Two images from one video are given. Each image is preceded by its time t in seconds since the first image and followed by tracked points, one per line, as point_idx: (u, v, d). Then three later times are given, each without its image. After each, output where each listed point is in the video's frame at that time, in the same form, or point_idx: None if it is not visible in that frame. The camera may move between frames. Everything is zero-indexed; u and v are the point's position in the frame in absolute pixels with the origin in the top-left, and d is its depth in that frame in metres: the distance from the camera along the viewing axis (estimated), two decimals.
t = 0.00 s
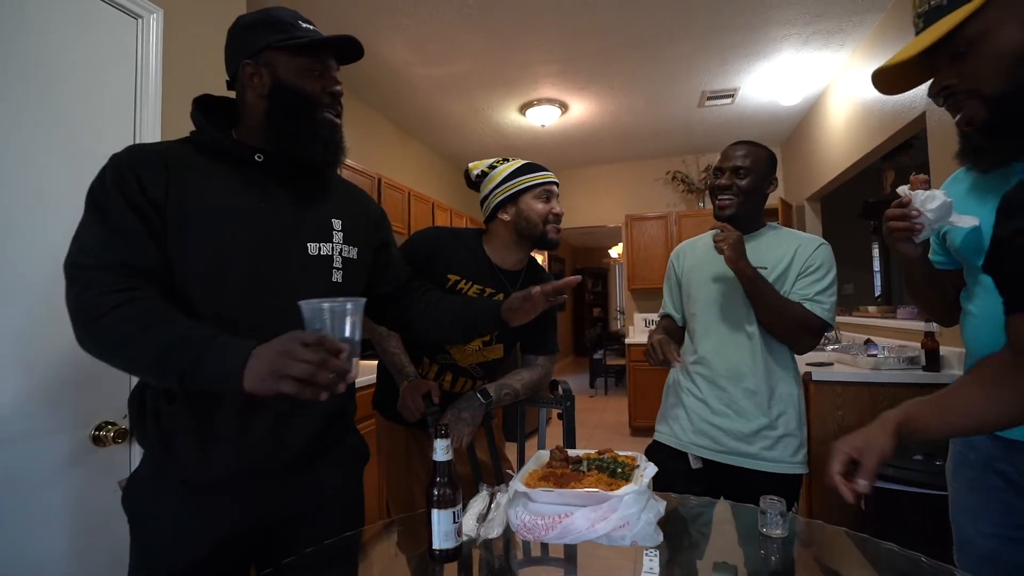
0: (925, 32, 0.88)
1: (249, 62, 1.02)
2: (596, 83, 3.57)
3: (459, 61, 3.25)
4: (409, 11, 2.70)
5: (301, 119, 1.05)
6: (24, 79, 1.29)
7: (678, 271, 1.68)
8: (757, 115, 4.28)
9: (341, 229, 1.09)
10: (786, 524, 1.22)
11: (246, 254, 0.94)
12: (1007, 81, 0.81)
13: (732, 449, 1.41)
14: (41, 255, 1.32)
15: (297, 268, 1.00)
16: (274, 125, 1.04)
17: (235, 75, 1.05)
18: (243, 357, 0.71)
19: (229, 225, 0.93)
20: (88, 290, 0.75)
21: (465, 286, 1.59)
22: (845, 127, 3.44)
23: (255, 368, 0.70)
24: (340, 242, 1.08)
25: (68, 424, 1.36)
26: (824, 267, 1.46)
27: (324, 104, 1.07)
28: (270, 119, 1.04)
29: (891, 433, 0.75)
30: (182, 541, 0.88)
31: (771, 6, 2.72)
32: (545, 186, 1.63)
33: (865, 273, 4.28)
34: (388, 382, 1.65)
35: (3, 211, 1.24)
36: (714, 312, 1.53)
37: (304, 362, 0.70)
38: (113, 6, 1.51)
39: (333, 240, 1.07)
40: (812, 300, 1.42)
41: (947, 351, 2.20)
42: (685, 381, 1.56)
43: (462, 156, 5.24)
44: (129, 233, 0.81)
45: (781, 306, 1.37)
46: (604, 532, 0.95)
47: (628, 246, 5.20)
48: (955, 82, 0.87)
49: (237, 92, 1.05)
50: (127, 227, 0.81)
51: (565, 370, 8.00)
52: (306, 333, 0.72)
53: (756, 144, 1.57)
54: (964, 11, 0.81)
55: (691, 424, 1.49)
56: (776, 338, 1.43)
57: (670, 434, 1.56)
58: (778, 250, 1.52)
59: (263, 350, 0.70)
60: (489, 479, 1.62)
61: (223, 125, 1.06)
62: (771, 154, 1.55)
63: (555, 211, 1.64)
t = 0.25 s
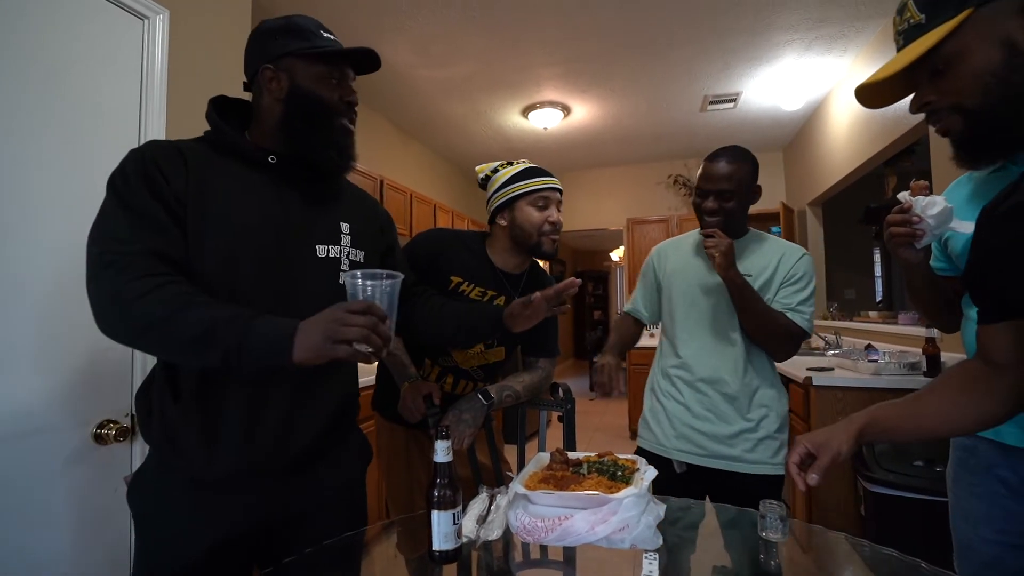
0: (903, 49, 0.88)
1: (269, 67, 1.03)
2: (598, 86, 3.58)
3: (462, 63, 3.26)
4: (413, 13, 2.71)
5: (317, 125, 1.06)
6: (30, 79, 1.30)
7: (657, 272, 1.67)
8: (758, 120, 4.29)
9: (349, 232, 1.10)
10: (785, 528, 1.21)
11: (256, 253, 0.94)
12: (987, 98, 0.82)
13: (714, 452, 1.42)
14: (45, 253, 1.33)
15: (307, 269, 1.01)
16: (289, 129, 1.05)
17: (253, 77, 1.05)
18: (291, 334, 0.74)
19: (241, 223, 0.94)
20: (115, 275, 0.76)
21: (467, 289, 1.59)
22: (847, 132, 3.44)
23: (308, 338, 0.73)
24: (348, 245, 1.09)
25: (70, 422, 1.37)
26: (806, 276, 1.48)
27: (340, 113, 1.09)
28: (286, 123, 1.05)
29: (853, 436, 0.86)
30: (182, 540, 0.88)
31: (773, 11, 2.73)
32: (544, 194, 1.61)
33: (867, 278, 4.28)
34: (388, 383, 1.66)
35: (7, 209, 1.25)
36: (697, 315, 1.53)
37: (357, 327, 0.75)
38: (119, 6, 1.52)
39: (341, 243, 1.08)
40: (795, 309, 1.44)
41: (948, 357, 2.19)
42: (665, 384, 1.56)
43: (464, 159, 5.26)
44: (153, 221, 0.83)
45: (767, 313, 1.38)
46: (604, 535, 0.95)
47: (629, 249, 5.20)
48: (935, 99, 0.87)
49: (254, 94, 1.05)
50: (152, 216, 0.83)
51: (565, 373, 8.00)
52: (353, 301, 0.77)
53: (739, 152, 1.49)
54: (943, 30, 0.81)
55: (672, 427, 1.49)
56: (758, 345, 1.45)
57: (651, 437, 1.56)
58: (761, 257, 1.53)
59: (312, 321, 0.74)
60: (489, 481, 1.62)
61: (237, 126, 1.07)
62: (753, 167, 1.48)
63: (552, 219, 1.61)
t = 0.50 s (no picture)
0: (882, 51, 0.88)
1: (265, 62, 1.01)
2: (593, 83, 3.57)
3: (456, 60, 3.24)
4: (408, 10, 2.70)
5: (314, 121, 1.05)
6: (16, 73, 1.28)
7: (632, 269, 1.63)
8: (753, 117, 4.30)
9: (345, 230, 1.10)
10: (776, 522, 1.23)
11: (253, 251, 0.95)
12: (963, 100, 0.82)
13: (701, 450, 1.44)
14: (35, 251, 1.32)
15: (302, 268, 1.00)
16: (286, 125, 1.04)
17: (247, 73, 1.04)
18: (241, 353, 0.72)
19: (237, 221, 0.94)
20: (87, 284, 0.74)
21: (459, 285, 1.59)
22: (841, 129, 3.46)
23: (252, 360, 0.70)
24: (344, 243, 1.09)
25: (62, 421, 1.36)
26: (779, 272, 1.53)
27: (337, 109, 1.08)
28: (284, 119, 1.04)
29: (836, 436, 0.91)
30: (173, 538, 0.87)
31: (768, 8, 2.74)
32: (522, 189, 1.59)
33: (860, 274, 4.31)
34: (383, 381, 1.66)
35: None
36: (676, 316, 1.53)
37: (297, 357, 0.70)
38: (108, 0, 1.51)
39: (338, 241, 1.08)
40: (770, 307, 1.49)
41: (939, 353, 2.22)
42: (644, 384, 1.55)
43: (460, 156, 5.24)
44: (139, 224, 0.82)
45: (748, 314, 1.40)
46: (599, 530, 0.95)
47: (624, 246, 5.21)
48: (913, 100, 0.87)
49: (249, 89, 1.04)
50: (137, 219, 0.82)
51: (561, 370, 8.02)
52: (299, 327, 0.72)
53: (713, 155, 1.47)
54: (922, 31, 0.81)
55: (657, 429, 1.50)
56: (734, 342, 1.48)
57: (635, 439, 1.56)
58: (737, 254, 1.55)
59: (254, 348, 0.71)
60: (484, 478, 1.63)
61: (230, 123, 1.06)
62: (726, 171, 1.47)
63: (529, 216, 1.58)
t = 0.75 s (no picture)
0: (866, 58, 0.89)
1: (267, 60, 1.02)
2: (592, 82, 3.57)
3: (455, 58, 3.24)
4: (407, 9, 2.70)
5: (315, 123, 1.06)
6: (13, 71, 1.27)
7: (625, 269, 1.63)
8: (752, 115, 4.29)
9: (342, 230, 1.10)
10: (775, 520, 1.25)
11: (250, 253, 0.94)
12: (946, 105, 0.81)
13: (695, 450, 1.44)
14: (33, 250, 1.31)
15: (298, 269, 1.00)
16: (285, 124, 1.04)
17: (249, 70, 1.04)
18: (202, 387, 0.70)
19: (234, 223, 0.94)
20: (73, 293, 0.74)
21: (455, 281, 1.60)
22: (840, 127, 3.46)
23: (207, 401, 0.68)
24: (341, 244, 1.09)
25: (60, 420, 1.35)
26: (771, 270, 1.53)
27: (338, 112, 1.09)
28: (284, 118, 1.04)
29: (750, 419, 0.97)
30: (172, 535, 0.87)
31: (767, 6, 2.73)
32: (510, 183, 1.60)
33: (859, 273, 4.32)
34: (382, 380, 1.65)
35: None
36: (668, 315, 1.53)
37: (250, 407, 0.67)
38: None
39: (335, 242, 1.08)
40: (763, 304, 1.49)
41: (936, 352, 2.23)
42: (637, 382, 1.56)
43: (459, 154, 5.24)
44: (131, 231, 0.81)
45: (740, 313, 1.40)
46: (597, 528, 0.95)
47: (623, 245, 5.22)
48: (900, 105, 0.87)
49: (249, 87, 1.04)
50: (129, 225, 0.81)
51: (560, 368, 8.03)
52: (256, 373, 0.68)
53: (704, 154, 1.46)
54: (905, 38, 0.82)
55: (651, 428, 1.50)
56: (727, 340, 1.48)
57: (630, 437, 1.57)
58: (728, 254, 1.55)
59: (211, 391, 0.69)
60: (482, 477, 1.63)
61: (229, 122, 1.06)
62: (718, 174, 1.46)
63: (516, 210, 1.58)
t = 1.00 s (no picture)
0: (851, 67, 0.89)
1: (259, 55, 1.01)
2: (592, 79, 3.56)
3: (455, 56, 3.23)
4: (407, 6, 2.69)
5: (299, 122, 1.03)
6: (15, 68, 1.27)
7: (634, 265, 1.64)
8: (753, 113, 4.29)
9: (340, 225, 1.10)
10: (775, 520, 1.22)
11: (247, 250, 0.94)
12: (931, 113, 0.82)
13: (703, 448, 1.44)
14: (34, 247, 1.31)
15: (296, 265, 1.00)
16: (270, 120, 1.03)
17: (245, 65, 1.04)
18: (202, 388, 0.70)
19: (231, 219, 0.94)
20: (75, 296, 0.75)
21: (455, 278, 1.60)
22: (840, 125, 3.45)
23: (205, 407, 0.69)
24: (339, 239, 1.09)
25: (60, 417, 1.35)
26: (781, 265, 1.52)
27: (328, 113, 1.06)
28: (269, 114, 1.02)
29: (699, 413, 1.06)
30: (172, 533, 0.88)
31: (768, 4, 2.73)
32: (510, 184, 1.59)
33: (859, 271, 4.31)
34: (382, 378, 1.65)
35: None
36: (676, 310, 1.53)
37: (247, 411, 0.69)
38: None
39: (333, 237, 1.07)
40: (772, 298, 1.49)
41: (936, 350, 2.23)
42: (645, 379, 1.56)
43: (459, 152, 5.23)
44: (128, 229, 0.82)
45: (748, 308, 1.40)
46: (596, 526, 0.95)
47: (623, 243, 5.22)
48: (886, 112, 0.88)
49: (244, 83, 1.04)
50: (127, 224, 0.81)
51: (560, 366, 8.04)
52: (254, 377, 0.70)
53: (713, 146, 1.47)
54: (886, 49, 0.82)
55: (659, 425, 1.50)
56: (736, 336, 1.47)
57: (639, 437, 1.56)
58: (738, 248, 1.55)
59: (209, 396, 0.70)
60: (482, 475, 1.63)
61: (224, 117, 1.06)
62: (727, 162, 1.47)
63: (516, 210, 1.57)
